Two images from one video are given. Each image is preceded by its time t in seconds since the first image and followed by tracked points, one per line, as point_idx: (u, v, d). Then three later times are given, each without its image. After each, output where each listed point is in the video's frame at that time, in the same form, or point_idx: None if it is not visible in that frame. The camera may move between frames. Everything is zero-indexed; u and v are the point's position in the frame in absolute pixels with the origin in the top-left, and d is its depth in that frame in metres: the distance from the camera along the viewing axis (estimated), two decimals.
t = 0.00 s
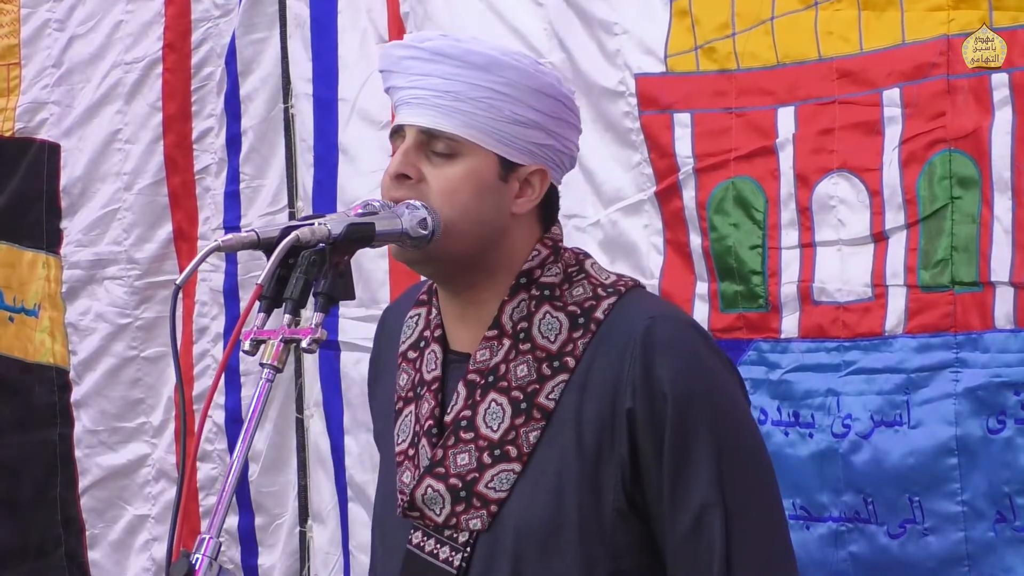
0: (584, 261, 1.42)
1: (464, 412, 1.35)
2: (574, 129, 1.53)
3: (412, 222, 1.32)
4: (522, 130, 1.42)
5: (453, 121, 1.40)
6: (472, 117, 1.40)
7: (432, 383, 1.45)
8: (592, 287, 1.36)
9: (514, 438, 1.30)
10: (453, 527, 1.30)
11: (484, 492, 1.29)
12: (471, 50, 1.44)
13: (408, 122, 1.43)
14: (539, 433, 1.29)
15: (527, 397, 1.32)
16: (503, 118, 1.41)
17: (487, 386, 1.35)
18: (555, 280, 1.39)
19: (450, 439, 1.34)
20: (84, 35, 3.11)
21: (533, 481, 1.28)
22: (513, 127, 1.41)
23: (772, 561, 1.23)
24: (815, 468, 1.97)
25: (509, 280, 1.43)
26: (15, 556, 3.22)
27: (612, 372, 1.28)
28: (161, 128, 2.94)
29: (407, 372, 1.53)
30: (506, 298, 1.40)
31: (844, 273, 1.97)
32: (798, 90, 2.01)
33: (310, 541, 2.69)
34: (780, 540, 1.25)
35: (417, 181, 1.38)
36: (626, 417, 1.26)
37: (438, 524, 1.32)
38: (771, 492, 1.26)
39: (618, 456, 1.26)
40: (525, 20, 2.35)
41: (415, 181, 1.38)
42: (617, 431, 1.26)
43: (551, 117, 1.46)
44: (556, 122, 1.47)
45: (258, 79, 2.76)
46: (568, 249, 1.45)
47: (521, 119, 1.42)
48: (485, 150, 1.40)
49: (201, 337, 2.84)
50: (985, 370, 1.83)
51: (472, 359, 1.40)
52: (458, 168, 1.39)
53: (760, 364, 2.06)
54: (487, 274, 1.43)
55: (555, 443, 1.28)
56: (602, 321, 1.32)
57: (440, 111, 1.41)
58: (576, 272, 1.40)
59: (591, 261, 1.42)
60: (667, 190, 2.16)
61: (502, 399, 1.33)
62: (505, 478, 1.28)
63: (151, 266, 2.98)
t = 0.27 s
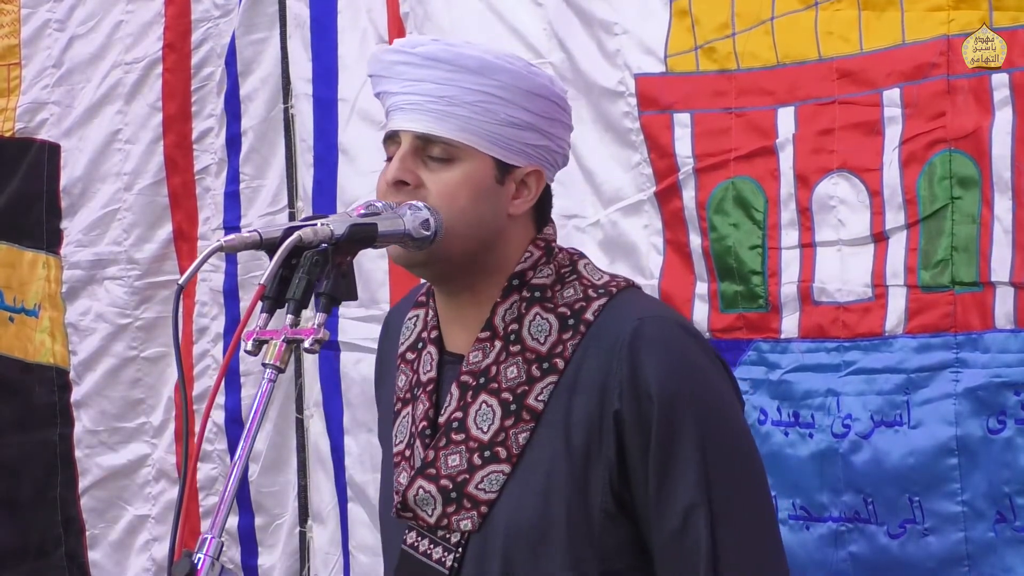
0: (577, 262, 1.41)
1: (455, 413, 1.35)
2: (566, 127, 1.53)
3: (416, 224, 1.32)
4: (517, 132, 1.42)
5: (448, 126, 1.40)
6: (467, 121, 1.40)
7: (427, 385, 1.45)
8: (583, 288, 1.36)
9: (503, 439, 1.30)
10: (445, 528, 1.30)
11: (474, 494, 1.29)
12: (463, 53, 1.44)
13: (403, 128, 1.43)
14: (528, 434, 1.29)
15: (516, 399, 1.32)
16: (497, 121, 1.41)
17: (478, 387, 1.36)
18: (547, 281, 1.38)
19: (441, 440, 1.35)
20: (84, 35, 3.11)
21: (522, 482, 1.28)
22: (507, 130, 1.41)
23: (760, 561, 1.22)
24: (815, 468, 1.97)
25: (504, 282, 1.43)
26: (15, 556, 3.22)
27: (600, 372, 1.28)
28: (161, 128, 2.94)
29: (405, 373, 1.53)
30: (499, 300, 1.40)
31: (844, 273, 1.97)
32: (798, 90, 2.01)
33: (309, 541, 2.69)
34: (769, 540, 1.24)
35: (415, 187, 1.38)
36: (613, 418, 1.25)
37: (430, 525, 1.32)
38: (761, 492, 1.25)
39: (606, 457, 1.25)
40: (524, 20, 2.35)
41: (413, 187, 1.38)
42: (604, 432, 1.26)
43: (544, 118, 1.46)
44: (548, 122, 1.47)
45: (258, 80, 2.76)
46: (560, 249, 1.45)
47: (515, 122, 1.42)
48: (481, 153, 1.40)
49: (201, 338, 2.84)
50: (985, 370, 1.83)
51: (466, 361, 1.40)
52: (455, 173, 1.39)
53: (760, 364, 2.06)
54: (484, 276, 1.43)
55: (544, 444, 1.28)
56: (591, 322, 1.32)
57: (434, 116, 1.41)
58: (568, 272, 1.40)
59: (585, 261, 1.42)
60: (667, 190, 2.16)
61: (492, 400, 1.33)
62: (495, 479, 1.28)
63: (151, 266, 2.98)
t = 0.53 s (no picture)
0: (579, 260, 1.41)
1: (456, 408, 1.36)
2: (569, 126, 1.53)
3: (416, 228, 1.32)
4: (520, 132, 1.42)
5: (451, 128, 1.40)
6: (470, 123, 1.40)
7: (430, 380, 1.45)
8: (584, 285, 1.36)
9: (501, 433, 1.30)
10: (443, 521, 1.30)
11: (472, 486, 1.29)
12: (465, 55, 1.44)
13: (407, 131, 1.43)
14: (526, 428, 1.29)
15: (514, 393, 1.32)
16: (500, 121, 1.40)
17: (478, 382, 1.36)
18: (548, 278, 1.38)
19: (442, 433, 1.35)
20: (84, 35, 3.11)
21: (519, 477, 1.27)
22: (510, 130, 1.41)
23: (753, 558, 1.22)
24: (816, 468, 1.97)
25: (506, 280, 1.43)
26: (15, 556, 3.22)
27: (597, 368, 1.28)
28: (161, 128, 2.94)
29: (409, 369, 1.53)
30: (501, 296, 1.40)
31: (845, 273, 1.97)
32: (798, 90, 2.01)
33: (310, 542, 2.69)
34: (763, 537, 1.24)
35: (421, 189, 1.38)
36: (610, 413, 1.25)
37: (429, 517, 1.32)
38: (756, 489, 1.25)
39: (601, 451, 1.25)
40: (524, 20, 2.35)
41: (418, 189, 1.38)
42: (601, 427, 1.26)
43: (547, 117, 1.46)
44: (551, 121, 1.47)
45: (258, 80, 2.76)
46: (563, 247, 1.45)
47: (518, 122, 1.42)
48: (485, 154, 1.40)
49: (201, 337, 2.84)
50: (986, 370, 1.83)
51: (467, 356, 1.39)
52: (460, 174, 1.39)
53: (761, 364, 2.06)
54: (489, 273, 1.43)
55: (541, 439, 1.28)
56: (591, 319, 1.32)
57: (437, 118, 1.41)
58: (571, 271, 1.39)
59: (587, 260, 1.42)
60: (668, 191, 2.16)
61: (492, 394, 1.33)
62: (492, 473, 1.28)
63: (151, 266, 2.97)
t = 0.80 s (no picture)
0: (584, 256, 1.42)
1: (457, 394, 1.36)
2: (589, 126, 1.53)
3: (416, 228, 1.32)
4: (539, 122, 1.42)
5: (471, 110, 1.41)
6: (490, 107, 1.40)
7: (432, 369, 1.45)
8: (589, 277, 1.36)
9: (502, 419, 1.30)
10: (443, 507, 1.30)
11: (473, 471, 1.29)
12: (492, 42, 1.45)
13: (428, 112, 1.44)
14: (527, 414, 1.29)
15: (516, 379, 1.32)
16: (520, 109, 1.41)
17: (480, 369, 1.36)
18: (553, 270, 1.39)
19: (444, 420, 1.35)
20: (84, 35, 3.11)
21: (519, 466, 1.27)
22: (529, 119, 1.41)
23: (752, 547, 1.22)
24: (816, 468, 1.97)
25: (514, 270, 1.43)
26: (15, 556, 3.22)
27: (598, 357, 1.28)
28: (161, 128, 2.94)
29: (411, 360, 1.53)
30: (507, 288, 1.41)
31: (845, 273, 1.97)
32: (799, 90, 2.01)
33: (309, 542, 2.69)
34: (762, 527, 1.24)
35: (436, 168, 1.39)
36: (611, 402, 1.25)
37: (429, 504, 1.32)
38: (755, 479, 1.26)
39: (603, 440, 1.25)
40: (525, 20, 2.35)
41: (434, 168, 1.39)
42: (602, 415, 1.25)
43: (567, 112, 1.46)
44: (571, 116, 1.47)
45: (258, 80, 2.76)
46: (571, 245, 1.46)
47: (538, 112, 1.42)
48: (502, 140, 1.41)
49: (201, 337, 2.84)
50: (986, 370, 1.83)
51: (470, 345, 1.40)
52: (478, 157, 1.39)
53: (762, 364, 2.06)
54: (496, 262, 1.43)
55: (541, 428, 1.28)
56: (594, 309, 1.32)
57: (458, 100, 1.41)
58: (576, 265, 1.40)
59: (592, 256, 1.43)
60: (668, 191, 2.16)
61: (494, 381, 1.33)
62: (493, 458, 1.28)
63: (151, 266, 2.97)
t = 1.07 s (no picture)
0: (583, 255, 1.42)
1: (456, 388, 1.35)
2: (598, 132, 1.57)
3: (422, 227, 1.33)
4: (555, 114, 1.46)
5: (490, 94, 1.44)
6: (509, 94, 1.44)
7: (426, 363, 1.43)
8: (589, 275, 1.37)
9: (503, 413, 1.30)
10: (441, 501, 1.30)
11: (472, 466, 1.28)
12: (516, 33, 1.49)
13: (446, 94, 1.47)
14: (528, 409, 1.29)
15: (517, 373, 1.32)
16: (538, 98, 1.45)
17: (479, 363, 1.35)
18: (554, 267, 1.39)
19: (442, 413, 1.34)
20: (83, 34, 3.11)
21: (520, 462, 1.27)
22: (546, 110, 1.45)
23: (754, 545, 1.23)
24: (817, 468, 1.97)
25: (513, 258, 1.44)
26: (15, 556, 3.22)
27: (601, 353, 1.28)
28: (161, 128, 2.94)
29: (401, 355, 1.51)
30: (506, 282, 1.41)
31: (845, 273, 1.97)
32: (799, 90, 2.02)
33: (309, 542, 2.68)
34: (763, 526, 1.25)
35: (449, 145, 1.42)
36: (614, 397, 1.26)
37: (426, 498, 1.32)
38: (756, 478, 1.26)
39: (606, 436, 1.25)
40: (525, 20, 2.35)
41: (447, 144, 1.42)
42: (605, 411, 1.26)
43: (582, 110, 1.50)
44: (585, 116, 1.51)
45: (257, 80, 2.76)
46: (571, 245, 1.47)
47: (554, 105, 1.46)
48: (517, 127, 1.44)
49: (201, 337, 2.84)
50: (986, 370, 1.83)
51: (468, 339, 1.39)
52: (491, 137, 1.42)
53: (761, 364, 2.06)
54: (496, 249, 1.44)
55: (543, 424, 1.28)
56: (595, 305, 1.33)
57: (478, 84, 1.45)
58: (574, 263, 1.41)
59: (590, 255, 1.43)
60: (668, 191, 2.16)
61: (494, 374, 1.33)
62: (493, 453, 1.28)
63: (151, 266, 2.97)
